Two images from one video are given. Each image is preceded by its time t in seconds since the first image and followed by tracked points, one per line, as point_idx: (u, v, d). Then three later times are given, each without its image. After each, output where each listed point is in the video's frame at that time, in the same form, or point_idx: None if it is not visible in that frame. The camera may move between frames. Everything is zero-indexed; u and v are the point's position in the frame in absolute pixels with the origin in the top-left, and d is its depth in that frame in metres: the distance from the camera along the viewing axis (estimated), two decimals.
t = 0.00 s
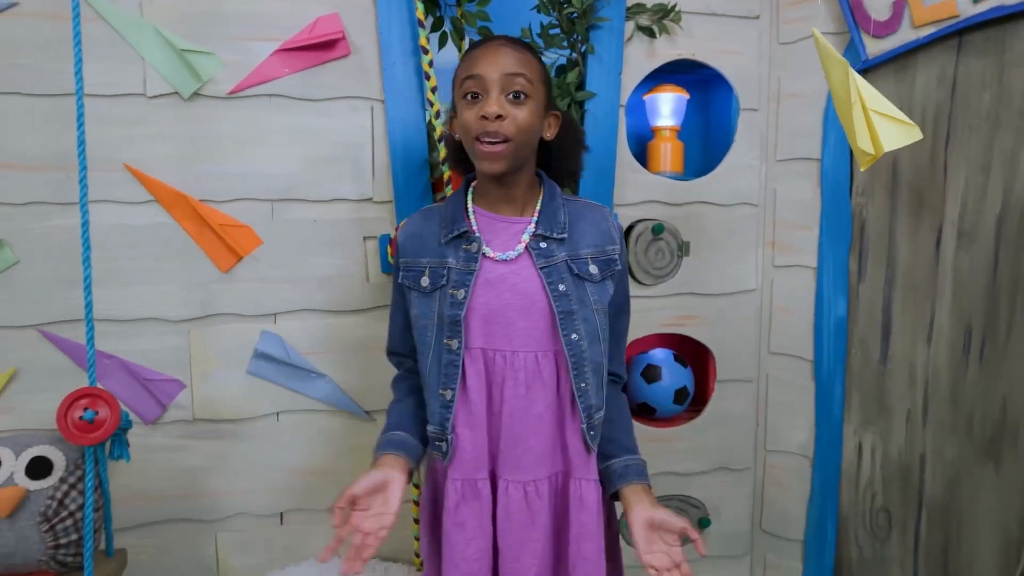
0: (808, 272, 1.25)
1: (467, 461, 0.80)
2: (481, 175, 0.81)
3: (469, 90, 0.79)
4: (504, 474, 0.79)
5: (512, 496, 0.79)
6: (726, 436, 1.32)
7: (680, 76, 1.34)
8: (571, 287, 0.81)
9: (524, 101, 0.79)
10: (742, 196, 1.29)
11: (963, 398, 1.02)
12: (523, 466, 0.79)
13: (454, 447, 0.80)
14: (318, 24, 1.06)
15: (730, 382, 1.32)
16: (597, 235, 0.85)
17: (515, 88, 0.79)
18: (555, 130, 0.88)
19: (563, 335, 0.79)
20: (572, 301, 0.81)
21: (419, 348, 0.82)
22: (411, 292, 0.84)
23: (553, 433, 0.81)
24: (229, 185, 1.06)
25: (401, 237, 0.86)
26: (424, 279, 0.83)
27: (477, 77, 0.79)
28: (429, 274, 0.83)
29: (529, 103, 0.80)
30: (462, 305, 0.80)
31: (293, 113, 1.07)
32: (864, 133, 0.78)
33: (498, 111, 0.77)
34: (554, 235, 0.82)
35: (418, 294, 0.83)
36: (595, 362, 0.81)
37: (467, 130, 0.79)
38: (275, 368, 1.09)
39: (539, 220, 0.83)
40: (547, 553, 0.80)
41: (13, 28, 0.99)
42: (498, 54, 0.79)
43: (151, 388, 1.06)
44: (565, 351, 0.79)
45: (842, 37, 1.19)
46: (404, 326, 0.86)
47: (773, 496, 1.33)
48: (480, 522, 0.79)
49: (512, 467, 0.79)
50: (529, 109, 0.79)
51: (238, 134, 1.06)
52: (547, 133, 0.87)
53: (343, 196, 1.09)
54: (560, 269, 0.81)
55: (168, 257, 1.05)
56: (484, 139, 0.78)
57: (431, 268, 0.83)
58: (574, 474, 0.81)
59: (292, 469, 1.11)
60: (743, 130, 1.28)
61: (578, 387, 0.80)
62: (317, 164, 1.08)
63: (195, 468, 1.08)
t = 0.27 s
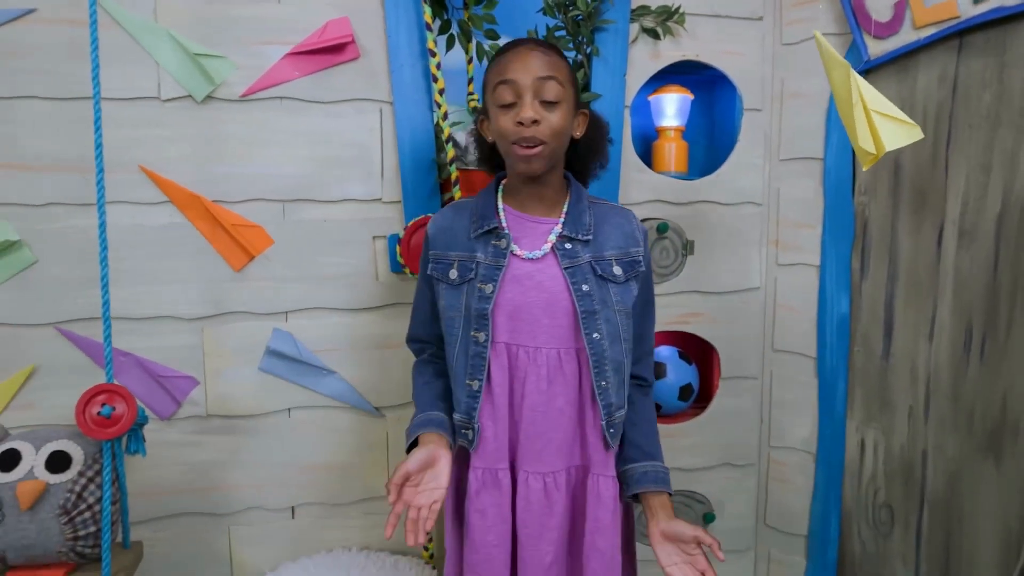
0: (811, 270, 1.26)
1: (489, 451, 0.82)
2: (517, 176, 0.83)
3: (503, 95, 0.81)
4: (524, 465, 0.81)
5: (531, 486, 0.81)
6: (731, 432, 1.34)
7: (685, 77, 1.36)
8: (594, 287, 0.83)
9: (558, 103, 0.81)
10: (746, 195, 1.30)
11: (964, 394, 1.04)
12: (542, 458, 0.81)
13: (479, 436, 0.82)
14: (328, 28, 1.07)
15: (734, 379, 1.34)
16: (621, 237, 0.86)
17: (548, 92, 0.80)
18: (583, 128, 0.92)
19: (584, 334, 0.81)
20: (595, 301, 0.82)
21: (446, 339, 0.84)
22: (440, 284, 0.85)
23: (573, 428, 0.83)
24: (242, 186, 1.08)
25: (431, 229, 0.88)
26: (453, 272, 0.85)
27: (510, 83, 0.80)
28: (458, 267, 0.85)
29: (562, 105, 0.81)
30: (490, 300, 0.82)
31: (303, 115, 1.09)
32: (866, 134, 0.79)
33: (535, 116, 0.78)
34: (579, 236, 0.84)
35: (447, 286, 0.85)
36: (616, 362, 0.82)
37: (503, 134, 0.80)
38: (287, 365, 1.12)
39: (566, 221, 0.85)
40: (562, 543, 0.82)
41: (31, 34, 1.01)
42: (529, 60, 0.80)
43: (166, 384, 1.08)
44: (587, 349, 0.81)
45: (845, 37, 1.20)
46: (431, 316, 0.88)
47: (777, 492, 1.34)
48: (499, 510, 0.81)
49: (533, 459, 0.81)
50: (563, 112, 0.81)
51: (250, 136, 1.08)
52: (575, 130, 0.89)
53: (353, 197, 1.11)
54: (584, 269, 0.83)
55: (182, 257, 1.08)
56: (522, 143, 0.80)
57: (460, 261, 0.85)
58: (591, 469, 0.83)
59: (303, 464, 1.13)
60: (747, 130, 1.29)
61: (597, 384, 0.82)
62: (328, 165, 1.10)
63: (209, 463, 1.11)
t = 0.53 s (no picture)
0: (813, 268, 1.28)
1: (508, 444, 0.84)
2: (538, 181, 0.85)
3: (526, 102, 0.83)
4: (540, 458, 0.83)
5: (548, 478, 0.83)
6: (733, 429, 1.35)
7: (688, 78, 1.37)
8: (609, 286, 0.84)
9: (579, 111, 0.83)
10: (749, 195, 1.31)
11: (963, 392, 1.05)
12: (558, 451, 0.83)
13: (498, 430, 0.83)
14: (337, 30, 1.09)
15: (737, 376, 1.35)
16: (636, 237, 0.88)
17: (569, 97, 0.83)
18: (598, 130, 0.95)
19: (599, 331, 0.83)
20: (610, 299, 0.84)
21: (464, 338, 0.86)
22: (460, 284, 0.87)
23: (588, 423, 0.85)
24: (253, 186, 1.10)
25: (452, 230, 0.90)
26: (472, 271, 0.87)
27: (534, 90, 0.82)
28: (477, 267, 0.87)
29: (583, 110, 0.83)
30: (510, 297, 0.83)
31: (313, 116, 1.11)
32: (869, 128, 0.80)
33: (560, 124, 0.81)
34: (595, 237, 0.86)
35: (467, 286, 0.87)
36: (629, 358, 0.84)
37: (527, 141, 0.82)
38: (297, 361, 1.14)
39: (582, 222, 0.86)
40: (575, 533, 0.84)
41: (46, 37, 1.04)
42: (551, 68, 0.82)
43: (178, 380, 1.10)
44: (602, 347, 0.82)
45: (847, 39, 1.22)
46: (450, 315, 0.90)
47: (779, 489, 1.35)
48: (517, 502, 0.83)
49: (549, 452, 0.83)
50: (584, 116, 0.83)
51: (260, 136, 1.10)
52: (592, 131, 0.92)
53: (361, 196, 1.13)
54: (599, 269, 0.84)
55: (193, 255, 1.10)
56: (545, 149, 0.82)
57: (480, 261, 0.87)
58: (604, 463, 0.84)
59: (312, 459, 1.15)
60: (750, 130, 1.30)
61: (612, 380, 0.83)
62: (336, 165, 1.12)
63: (220, 457, 1.13)
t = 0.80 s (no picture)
0: (813, 266, 1.29)
1: (513, 435, 0.85)
2: (542, 179, 0.87)
3: (530, 103, 0.84)
4: (544, 449, 0.85)
5: (552, 469, 0.84)
6: (734, 425, 1.37)
7: (690, 78, 1.38)
8: (610, 282, 0.86)
9: (582, 111, 0.85)
10: (750, 194, 1.33)
11: (961, 388, 1.07)
12: (561, 443, 0.85)
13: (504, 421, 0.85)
14: (343, 31, 1.11)
15: (737, 373, 1.36)
16: (637, 235, 0.90)
17: (573, 98, 0.84)
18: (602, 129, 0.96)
19: (600, 326, 0.84)
20: (611, 295, 0.85)
21: (470, 331, 0.88)
22: (466, 279, 0.89)
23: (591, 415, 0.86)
24: (260, 184, 1.12)
25: (458, 227, 0.92)
26: (478, 267, 0.89)
27: (537, 92, 0.84)
28: (483, 263, 0.88)
29: (586, 109, 0.85)
30: (515, 293, 0.85)
31: (319, 116, 1.13)
32: (865, 130, 0.82)
33: (562, 124, 0.83)
34: (597, 234, 0.88)
35: (473, 281, 0.89)
36: (629, 352, 0.86)
37: (531, 140, 0.84)
38: (304, 357, 1.15)
39: (584, 220, 0.88)
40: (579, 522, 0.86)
41: (59, 37, 1.06)
42: (555, 69, 0.84)
43: (187, 375, 1.12)
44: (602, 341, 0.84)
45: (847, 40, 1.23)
46: (457, 310, 0.92)
47: (778, 484, 1.37)
48: (524, 492, 0.85)
49: (552, 444, 0.85)
50: (587, 116, 0.85)
51: (268, 135, 1.12)
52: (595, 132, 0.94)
53: (367, 194, 1.15)
54: (600, 265, 0.86)
55: (202, 252, 1.12)
56: (548, 149, 0.84)
57: (485, 257, 0.88)
58: (607, 454, 0.86)
59: (318, 453, 1.17)
60: (751, 130, 1.32)
61: (612, 374, 0.85)
62: (343, 163, 1.14)
63: (228, 451, 1.15)
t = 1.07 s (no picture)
0: (811, 264, 1.31)
1: (507, 427, 0.88)
2: (539, 168, 0.87)
3: (528, 92, 0.86)
4: (538, 442, 0.87)
5: (546, 461, 0.86)
6: (733, 421, 1.39)
7: (691, 78, 1.40)
8: (603, 280, 0.88)
9: (578, 100, 0.87)
10: (750, 192, 1.34)
11: (957, 387, 1.08)
12: (555, 435, 0.87)
13: (500, 414, 0.88)
14: (350, 31, 1.13)
15: (737, 370, 1.38)
16: (631, 232, 0.91)
17: (570, 89, 0.87)
18: (600, 132, 0.98)
19: (591, 323, 0.86)
20: (603, 293, 0.87)
21: (469, 325, 0.90)
22: (465, 274, 0.91)
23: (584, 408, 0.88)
24: (268, 181, 1.14)
25: (457, 223, 0.94)
26: (476, 263, 0.90)
27: (535, 81, 0.86)
28: (481, 259, 0.90)
29: (583, 101, 0.87)
30: (512, 289, 0.87)
31: (326, 115, 1.15)
32: (857, 135, 0.83)
33: (558, 107, 0.84)
34: (592, 231, 0.89)
35: (471, 277, 0.91)
36: (620, 348, 0.88)
37: (528, 126, 0.85)
38: (310, 351, 1.17)
39: (580, 216, 0.90)
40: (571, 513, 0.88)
41: (72, 37, 1.08)
42: (552, 61, 0.87)
43: (195, 368, 1.15)
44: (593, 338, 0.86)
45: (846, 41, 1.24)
46: (455, 303, 0.94)
47: (777, 479, 1.38)
48: (516, 483, 0.87)
49: (546, 436, 0.87)
50: (584, 107, 0.87)
51: (276, 133, 1.14)
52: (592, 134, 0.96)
53: (372, 192, 1.17)
54: (594, 262, 0.88)
55: (211, 248, 1.14)
56: (545, 133, 0.85)
57: (484, 253, 0.90)
58: (597, 446, 0.88)
59: (324, 446, 1.19)
60: (751, 129, 1.33)
61: (602, 369, 0.87)
62: (349, 161, 1.16)
63: (235, 443, 1.17)
